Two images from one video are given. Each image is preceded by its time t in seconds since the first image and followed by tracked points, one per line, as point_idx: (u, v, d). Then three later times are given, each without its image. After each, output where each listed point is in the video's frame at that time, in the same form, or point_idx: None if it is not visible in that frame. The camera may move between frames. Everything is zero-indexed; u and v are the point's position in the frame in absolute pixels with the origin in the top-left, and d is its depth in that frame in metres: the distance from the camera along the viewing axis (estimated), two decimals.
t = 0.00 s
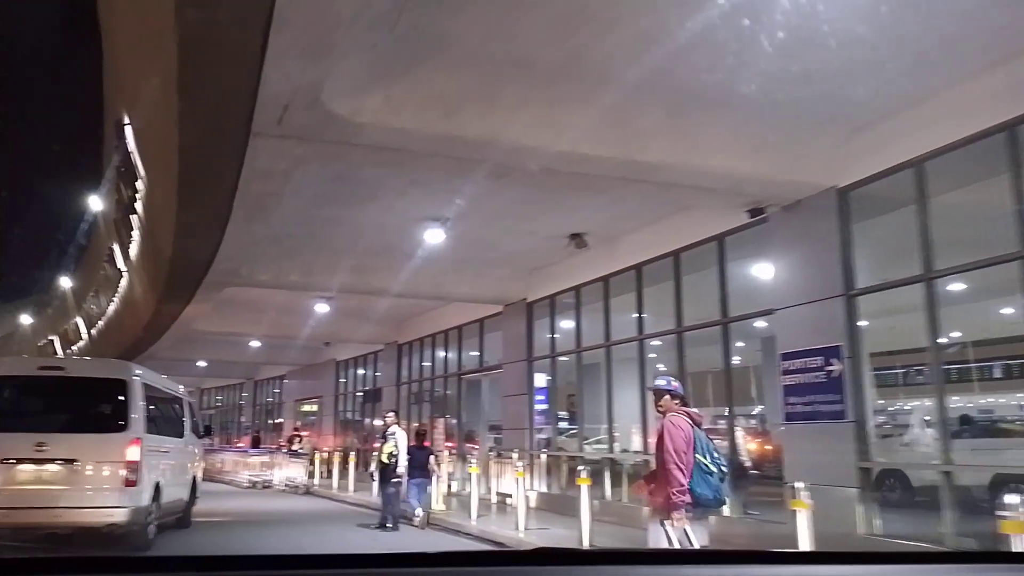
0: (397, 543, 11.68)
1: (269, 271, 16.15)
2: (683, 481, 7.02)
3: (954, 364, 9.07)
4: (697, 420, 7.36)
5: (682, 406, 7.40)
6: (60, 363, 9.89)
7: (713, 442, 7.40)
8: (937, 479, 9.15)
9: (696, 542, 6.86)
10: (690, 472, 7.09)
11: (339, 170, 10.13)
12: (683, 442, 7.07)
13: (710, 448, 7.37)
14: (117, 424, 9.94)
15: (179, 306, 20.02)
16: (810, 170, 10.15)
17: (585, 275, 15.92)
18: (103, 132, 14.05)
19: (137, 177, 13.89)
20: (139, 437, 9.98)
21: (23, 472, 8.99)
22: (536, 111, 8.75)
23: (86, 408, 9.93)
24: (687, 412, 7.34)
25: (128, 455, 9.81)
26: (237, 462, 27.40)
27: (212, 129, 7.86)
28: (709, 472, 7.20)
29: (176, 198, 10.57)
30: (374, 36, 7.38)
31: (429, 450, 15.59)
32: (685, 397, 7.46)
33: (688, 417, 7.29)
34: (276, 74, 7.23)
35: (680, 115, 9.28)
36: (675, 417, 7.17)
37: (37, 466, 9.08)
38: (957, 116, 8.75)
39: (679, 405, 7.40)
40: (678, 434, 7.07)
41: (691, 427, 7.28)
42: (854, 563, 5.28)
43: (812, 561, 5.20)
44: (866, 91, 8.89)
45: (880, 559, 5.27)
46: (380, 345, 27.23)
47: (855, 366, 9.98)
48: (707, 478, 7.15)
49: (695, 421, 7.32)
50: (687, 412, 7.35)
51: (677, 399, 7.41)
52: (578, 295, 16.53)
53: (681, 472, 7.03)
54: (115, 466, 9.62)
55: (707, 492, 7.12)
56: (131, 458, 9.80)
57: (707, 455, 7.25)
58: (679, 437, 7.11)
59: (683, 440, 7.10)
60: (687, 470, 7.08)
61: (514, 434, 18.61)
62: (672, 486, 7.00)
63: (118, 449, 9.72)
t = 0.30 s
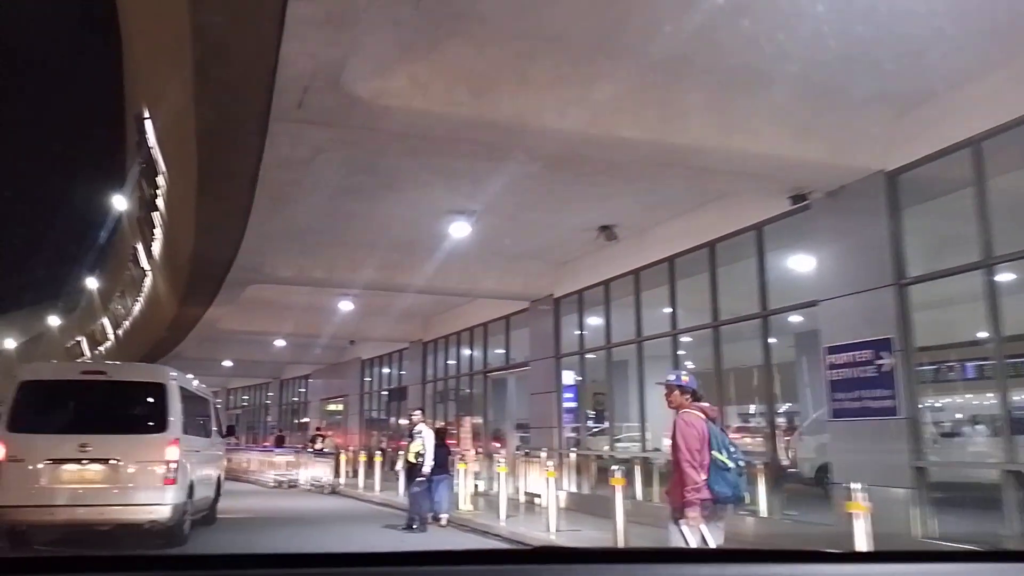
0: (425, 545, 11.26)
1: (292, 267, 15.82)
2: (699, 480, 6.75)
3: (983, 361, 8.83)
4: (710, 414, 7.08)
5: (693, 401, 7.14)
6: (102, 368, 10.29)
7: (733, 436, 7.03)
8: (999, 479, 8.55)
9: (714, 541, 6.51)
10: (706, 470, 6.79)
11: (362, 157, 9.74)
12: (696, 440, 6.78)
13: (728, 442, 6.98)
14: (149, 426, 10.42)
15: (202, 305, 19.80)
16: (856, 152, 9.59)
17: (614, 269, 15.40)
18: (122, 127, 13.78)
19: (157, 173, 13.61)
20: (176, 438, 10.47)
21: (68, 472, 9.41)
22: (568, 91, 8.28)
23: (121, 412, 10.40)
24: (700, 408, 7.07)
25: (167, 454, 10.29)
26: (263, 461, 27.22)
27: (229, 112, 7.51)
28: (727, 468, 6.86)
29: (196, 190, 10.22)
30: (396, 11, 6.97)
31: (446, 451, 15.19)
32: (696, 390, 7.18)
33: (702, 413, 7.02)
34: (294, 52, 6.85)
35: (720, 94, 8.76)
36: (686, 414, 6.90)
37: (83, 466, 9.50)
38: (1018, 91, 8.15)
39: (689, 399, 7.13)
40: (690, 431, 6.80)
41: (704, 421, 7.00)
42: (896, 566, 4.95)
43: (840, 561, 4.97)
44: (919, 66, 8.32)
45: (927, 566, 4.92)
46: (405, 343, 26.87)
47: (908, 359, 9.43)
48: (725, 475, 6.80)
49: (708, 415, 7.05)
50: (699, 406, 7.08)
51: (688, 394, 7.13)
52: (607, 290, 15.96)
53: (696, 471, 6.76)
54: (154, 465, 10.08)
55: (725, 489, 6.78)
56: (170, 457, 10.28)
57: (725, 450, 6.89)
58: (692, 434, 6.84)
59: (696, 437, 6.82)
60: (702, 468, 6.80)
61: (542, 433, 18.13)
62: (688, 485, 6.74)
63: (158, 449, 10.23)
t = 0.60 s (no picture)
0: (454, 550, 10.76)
1: (314, 264, 15.43)
2: (721, 481, 6.68)
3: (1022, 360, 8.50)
4: (736, 415, 7.00)
5: (719, 401, 7.07)
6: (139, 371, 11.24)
7: (761, 436, 6.92)
8: None
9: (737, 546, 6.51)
10: (728, 471, 6.72)
11: (387, 142, 9.28)
12: (717, 439, 6.71)
13: (755, 443, 6.88)
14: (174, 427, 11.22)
15: (225, 303, 19.49)
16: (912, 134, 8.99)
17: (647, 263, 14.81)
18: (142, 120, 13.43)
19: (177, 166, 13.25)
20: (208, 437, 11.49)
21: (107, 471, 10.14)
22: (606, 69, 7.76)
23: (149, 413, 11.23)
24: (725, 409, 6.99)
25: (202, 454, 11.28)
26: (287, 463, 26.93)
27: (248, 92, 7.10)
28: (750, 469, 6.77)
29: (214, 178, 9.82)
30: None
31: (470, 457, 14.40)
32: (727, 390, 7.08)
33: (727, 414, 6.94)
34: (315, 25, 6.43)
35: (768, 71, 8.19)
36: (709, 414, 6.87)
37: (120, 465, 10.21)
38: None
39: (717, 400, 7.06)
40: (711, 431, 6.73)
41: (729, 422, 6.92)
42: (921, 568, 5.04)
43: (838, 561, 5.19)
44: (984, 37, 7.70)
45: (948, 565, 5.04)
46: (429, 342, 26.43)
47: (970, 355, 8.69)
48: (748, 477, 6.73)
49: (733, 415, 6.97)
50: (724, 407, 7.02)
51: (714, 395, 7.08)
52: (640, 286, 15.31)
53: (717, 471, 6.69)
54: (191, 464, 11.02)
55: (749, 491, 6.70)
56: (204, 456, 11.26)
57: (749, 451, 6.80)
58: (714, 433, 6.78)
59: (718, 437, 6.74)
60: (725, 468, 6.71)
61: (572, 434, 17.56)
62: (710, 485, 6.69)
63: (194, 449, 11.18)
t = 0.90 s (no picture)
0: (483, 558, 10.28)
1: (337, 261, 15.06)
2: (750, 483, 6.31)
3: None
4: (770, 417, 6.66)
5: (754, 402, 6.73)
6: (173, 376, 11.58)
7: (794, 443, 6.55)
8: None
9: (765, 547, 6.06)
10: (755, 475, 6.35)
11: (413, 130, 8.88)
12: (749, 440, 6.34)
13: (787, 449, 6.51)
14: (195, 430, 11.60)
15: (247, 304, 19.20)
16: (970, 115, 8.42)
17: (679, 259, 14.27)
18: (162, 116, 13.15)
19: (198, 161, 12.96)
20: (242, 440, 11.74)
21: (143, 472, 10.64)
22: (645, 47, 7.30)
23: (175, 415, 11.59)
24: (761, 410, 6.64)
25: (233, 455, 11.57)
26: (311, 465, 26.65)
27: (267, 73, 6.74)
28: (779, 475, 6.40)
29: (234, 169, 9.48)
30: None
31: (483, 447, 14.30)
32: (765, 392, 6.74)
33: (762, 415, 6.59)
34: None
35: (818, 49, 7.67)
36: (742, 414, 6.51)
37: (156, 466, 10.71)
38: None
39: (753, 401, 6.71)
40: (743, 430, 6.38)
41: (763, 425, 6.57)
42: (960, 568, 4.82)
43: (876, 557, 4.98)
44: None
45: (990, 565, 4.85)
46: (454, 342, 26.03)
47: None
48: (774, 482, 6.36)
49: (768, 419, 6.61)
50: (759, 408, 6.67)
51: (751, 395, 6.72)
52: (672, 283, 14.76)
53: (745, 473, 6.33)
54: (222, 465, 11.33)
55: (772, 498, 6.34)
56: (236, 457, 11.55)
57: (778, 457, 6.44)
58: (746, 434, 6.41)
59: (750, 438, 6.37)
60: (753, 470, 6.35)
61: (602, 436, 17.01)
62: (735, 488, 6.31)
63: (224, 450, 11.47)
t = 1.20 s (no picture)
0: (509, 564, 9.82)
1: (359, 257, 14.67)
2: (780, 486, 6.42)
3: None
4: (801, 418, 6.74)
5: (786, 404, 6.80)
6: (203, 379, 12.41)
7: (827, 442, 6.61)
8: None
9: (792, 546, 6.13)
10: (787, 477, 6.46)
11: (438, 114, 8.43)
12: (778, 442, 6.47)
13: (820, 448, 6.58)
14: (215, 430, 12.34)
15: (268, 302, 18.88)
16: None
17: (712, 253, 13.72)
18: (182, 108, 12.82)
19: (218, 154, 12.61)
20: (271, 438, 12.55)
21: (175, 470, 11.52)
22: (686, 20, 6.80)
23: (197, 417, 12.36)
24: (789, 411, 6.71)
25: (260, 455, 12.37)
26: (333, 465, 26.37)
27: (283, 52, 6.34)
28: (813, 476, 6.48)
29: (250, 159, 9.06)
30: None
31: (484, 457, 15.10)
32: (795, 392, 6.81)
33: (790, 417, 6.68)
34: None
35: (872, 20, 7.10)
36: (770, 416, 6.63)
37: (187, 465, 11.57)
38: None
39: (784, 402, 6.80)
40: (770, 433, 6.52)
41: (793, 426, 6.66)
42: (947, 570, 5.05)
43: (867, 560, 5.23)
44: None
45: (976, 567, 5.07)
46: (477, 341, 25.59)
47: None
48: (808, 483, 6.44)
49: (798, 420, 6.69)
50: (789, 409, 6.75)
51: (779, 396, 6.80)
52: (704, 277, 14.23)
53: (774, 476, 6.44)
54: (249, 463, 12.13)
55: (807, 498, 6.42)
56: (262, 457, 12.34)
57: (812, 457, 6.52)
58: (775, 437, 6.54)
59: (779, 440, 6.51)
60: (784, 472, 6.46)
61: (630, 437, 16.48)
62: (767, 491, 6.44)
63: (253, 450, 12.30)
